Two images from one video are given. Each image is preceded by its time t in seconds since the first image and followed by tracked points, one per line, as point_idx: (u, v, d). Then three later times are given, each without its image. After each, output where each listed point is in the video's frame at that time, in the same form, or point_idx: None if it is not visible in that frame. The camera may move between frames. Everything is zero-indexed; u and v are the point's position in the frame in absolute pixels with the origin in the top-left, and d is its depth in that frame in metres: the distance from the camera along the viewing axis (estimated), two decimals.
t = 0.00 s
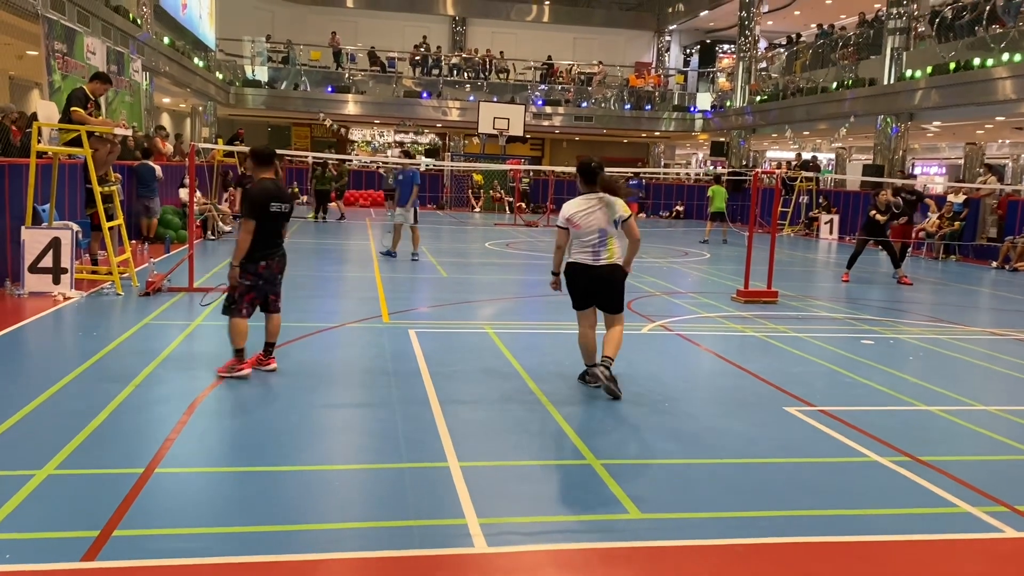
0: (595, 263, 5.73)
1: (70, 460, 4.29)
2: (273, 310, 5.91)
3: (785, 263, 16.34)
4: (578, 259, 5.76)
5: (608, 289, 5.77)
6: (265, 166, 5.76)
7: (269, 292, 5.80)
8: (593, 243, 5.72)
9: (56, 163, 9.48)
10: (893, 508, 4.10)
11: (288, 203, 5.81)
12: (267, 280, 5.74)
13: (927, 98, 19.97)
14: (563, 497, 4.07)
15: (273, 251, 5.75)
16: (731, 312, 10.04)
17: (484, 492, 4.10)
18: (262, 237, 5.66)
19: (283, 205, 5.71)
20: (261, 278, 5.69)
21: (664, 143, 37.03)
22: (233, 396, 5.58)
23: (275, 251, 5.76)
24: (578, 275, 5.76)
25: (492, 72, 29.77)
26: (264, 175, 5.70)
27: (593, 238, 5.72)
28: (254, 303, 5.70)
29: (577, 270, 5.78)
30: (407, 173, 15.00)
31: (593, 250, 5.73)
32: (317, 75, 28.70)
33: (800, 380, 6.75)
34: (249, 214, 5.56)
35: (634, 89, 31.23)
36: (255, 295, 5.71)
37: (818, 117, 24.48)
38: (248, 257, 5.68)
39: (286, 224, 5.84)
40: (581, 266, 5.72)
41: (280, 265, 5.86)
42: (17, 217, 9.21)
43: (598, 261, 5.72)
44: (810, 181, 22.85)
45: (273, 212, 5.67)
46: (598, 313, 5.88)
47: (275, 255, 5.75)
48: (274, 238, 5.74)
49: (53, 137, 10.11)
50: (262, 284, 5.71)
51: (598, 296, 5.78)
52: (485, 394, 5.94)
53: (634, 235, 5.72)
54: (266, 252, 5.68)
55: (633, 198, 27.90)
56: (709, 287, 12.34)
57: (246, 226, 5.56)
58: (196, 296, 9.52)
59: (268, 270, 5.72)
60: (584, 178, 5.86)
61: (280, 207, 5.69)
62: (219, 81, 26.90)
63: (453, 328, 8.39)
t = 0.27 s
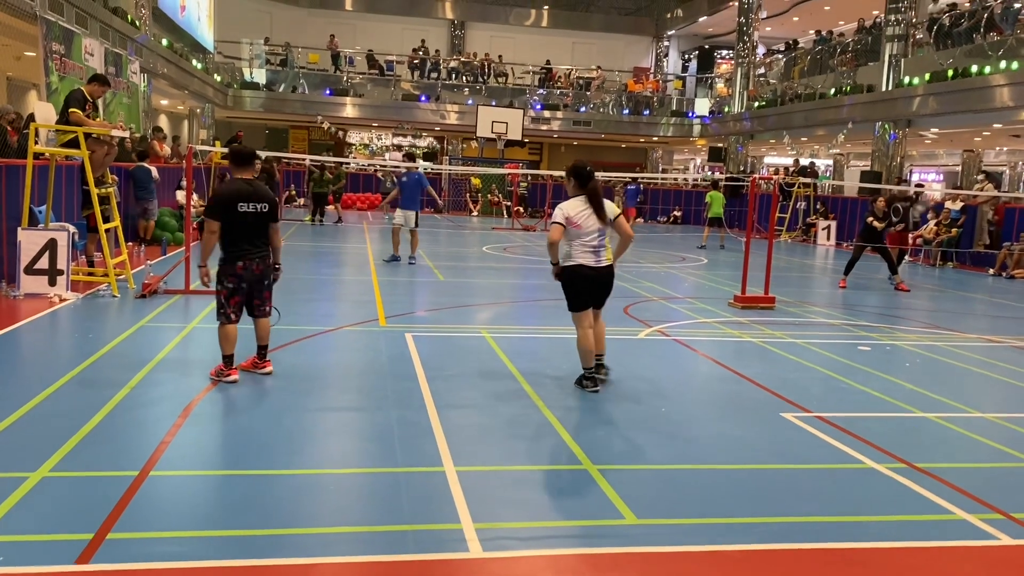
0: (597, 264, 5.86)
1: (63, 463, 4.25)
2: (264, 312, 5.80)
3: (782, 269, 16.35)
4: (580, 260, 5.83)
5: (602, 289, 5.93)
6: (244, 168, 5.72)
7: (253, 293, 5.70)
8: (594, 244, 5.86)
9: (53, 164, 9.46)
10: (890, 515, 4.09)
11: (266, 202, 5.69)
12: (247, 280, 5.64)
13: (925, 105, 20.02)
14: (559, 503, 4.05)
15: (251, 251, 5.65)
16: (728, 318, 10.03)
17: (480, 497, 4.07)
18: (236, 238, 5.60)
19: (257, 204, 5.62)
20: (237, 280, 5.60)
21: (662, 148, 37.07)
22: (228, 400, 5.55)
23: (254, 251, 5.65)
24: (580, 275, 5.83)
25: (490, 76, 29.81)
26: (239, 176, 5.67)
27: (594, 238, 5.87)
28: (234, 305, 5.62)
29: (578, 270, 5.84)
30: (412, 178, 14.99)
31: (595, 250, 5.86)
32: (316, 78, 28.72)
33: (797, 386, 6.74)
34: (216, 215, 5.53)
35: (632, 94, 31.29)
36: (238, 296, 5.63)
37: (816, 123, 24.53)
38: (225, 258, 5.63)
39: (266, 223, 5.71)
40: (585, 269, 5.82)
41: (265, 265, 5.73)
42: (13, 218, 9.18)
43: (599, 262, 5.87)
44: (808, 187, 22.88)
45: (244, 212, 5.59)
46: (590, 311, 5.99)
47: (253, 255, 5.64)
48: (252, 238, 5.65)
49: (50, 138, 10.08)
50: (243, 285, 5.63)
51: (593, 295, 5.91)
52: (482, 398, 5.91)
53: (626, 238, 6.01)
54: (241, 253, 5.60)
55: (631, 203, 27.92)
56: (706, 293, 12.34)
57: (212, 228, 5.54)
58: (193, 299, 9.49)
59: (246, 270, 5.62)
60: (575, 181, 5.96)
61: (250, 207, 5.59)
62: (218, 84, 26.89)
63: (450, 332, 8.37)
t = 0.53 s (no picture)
0: (592, 267, 6.07)
1: (61, 464, 4.24)
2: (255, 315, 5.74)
3: (780, 274, 16.38)
4: (580, 264, 6.00)
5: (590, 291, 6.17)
6: (232, 171, 5.73)
7: (240, 295, 5.66)
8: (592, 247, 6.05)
9: (52, 166, 9.44)
10: (887, 521, 4.08)
11: (248, 203, 5.65)
12: (231, 283, 5.61)
13: (923, 111, 20.07)
14: (556, 507, 4.04)
15: (234, 254, 5.63)
16: (726, 323, 10.04)
17: (477, 501, 4.07)
18: (218, 241, 5.61)
19: (237, 205, 5.61)
20: (220, 283, 5.59)
21: (661, 153, 37.12)
22: (226, 402, 5.54)
23: (237, 253, 5.62)
24: (580, 279, 6.01)
25: (489, 80, 29.80)
26: (224, 178, 5.68)
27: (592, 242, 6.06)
28: (220, 309, 5.61)
29: (578, 273, 6.00)
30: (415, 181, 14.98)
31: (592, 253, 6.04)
32: (315, 81, 28.74)
33: (794, 391, 6.74)
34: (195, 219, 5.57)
35: (631, 99, 31.35)
36: (224, 298, 5.61)
37: (814, 128, 24.57)
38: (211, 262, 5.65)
39: (249, 225, 5.66)
40: (586, 272, 6.00)
41: (252, 267, 5.67)
42: (11, 218, 9.17)
43: (594, 266, 6.08)
44: (806, 193, 22.91)
45: (224, 214, 5.58)
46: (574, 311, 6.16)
47: (235, 258, 5.61)
48: (234, 241, 5.62)
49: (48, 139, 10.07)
50: (228, 288, 5.61)
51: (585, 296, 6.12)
52: (480, 401, 5.91)
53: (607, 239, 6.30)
54: (223, 255, 5.59)
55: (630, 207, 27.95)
56: (705, 297, 12.36)
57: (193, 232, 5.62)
58: (190, 301, 9.49)
59: (229, 273, 5.60)
60: (572, 183, 6.01)
61: (228, 208, 5.58)
62: (217, 85, 26.90)
63: (448, 335, 8.37)
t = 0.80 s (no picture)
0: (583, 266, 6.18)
1: (60, 465, 4.24)
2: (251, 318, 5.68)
3: (780, 278, 16.38)
4: (578, 262, 6.10)
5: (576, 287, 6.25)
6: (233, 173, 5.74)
7: (234, 298, 5.62)
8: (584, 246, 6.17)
9: (52, 166, 9.44)
10: (885, 525, 4.08)
11: (240, 205, 5.62)
12: (222, 286, 5.58)
13: (923, 116, 20.12)
14: (555, 510, 4.04)
15: (227, 256, 5.60)
16: (726, 327, 10.04)
17: (476, 503, 4.06)
18: (211, 243, 5.61)
19: (229, 208, 5.59)
20: (212, 285, 5.58)
21: (661, 156, 37.14)
22: (226, 403, 5.54)
23: (229, 255, 5.59)
24: (574, 277, 6.09)
25: (490, 83, 29.72)
26: (223, 180, 5.69)
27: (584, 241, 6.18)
28: (215, 312, 5.60)
29: (576, 272, 6.09)
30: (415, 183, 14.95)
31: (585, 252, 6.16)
32: (316, 82, 28.73)
33: (794, 395, 6.75)
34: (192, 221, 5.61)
35: (632, 102, 31.36)
36: (218, 300, 5.60)
37: (814, 133, 24.59)
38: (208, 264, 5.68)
39: (241, 227, 5.61)
40: (583, 272, 6.12)
41: (244, 269, 5.62)
42: (11, 219, 9.17)
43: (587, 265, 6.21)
44: (806, 197, 22.93)
45: (216, 216, 5.58)
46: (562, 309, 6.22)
47: (225, 260, 5.58)
48: (226, 243, 5.59)
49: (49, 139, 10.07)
50: (221, 289, 5.59)
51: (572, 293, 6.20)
52: (479, 404, 5.92)
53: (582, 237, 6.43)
54: (215, 257, 5.59)
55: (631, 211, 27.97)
56: (704, 301, 12.37)
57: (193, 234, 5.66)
58: (190, 302, 9.49)
59: (220, 275, 5.57)
60: (566, 184, 6.12)
61: (219, 210, 5.57)
62: (218, 87, 26.92)
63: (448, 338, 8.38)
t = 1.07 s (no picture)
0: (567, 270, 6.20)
1: (59, 465, 4.24)
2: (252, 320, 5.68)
3: (780, 282, 16.37)
4: (562, 266, 6.11)
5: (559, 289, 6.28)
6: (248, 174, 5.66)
7: (238, 301, 5.65)
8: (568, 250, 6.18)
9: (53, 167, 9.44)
10: (885, 530, 4.07)
11: (248, 209, 5.54)
12: (226, 287, 5.61)
13: (924, 120, 20.10)
14: (554, 513, 4.03)
15: (232, 258, 5.59)
16: (726, 330, 10.03)
17: (475, 505, 4.06)
18: (220, 245, 5.61)
19: (237, 211, 5.54)
20: (217, 285, 5.61)
21: (662, 159, 37.16)
22: (225, 405, 5.53)
23: (233, 257, 5.58)
24: (560, 283, 6.11)
25: (491, 85, 29.71)
26: (236, 181, 5.64)
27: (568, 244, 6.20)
28: (219, 313, 5.65)
29: (562, 277, 6.12)
30: (416, 184, 14.88)
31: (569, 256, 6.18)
32: (317, 84, 28.74)
33: (794, 399, 6.73)
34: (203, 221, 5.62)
35: (633, 105, 31.37)
36: (225, 301, 5.63)
37: (815, 136, 24.59)
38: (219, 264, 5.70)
39: (247, 231, 5.57)
40: (567, 274, 6.13)
41: (247, 272, 5.60)
42: (12, 219, 9.16)
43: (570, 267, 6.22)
44: (807, 200, 22.93)
45: (223, 218, 5.55)
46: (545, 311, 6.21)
47: (229, 262, 5.58)
48: (231, 245, 5.57)
49: (50, 140, 10.07)
50: (226, 291, 5.62)
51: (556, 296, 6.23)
52: (479, 406, 5.91)
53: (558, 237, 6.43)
54: (220, 259, 5.60)
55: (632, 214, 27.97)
56: (704, 304, 12.38)
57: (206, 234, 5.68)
58: (191, 303, 9.48)
59: (223, 277, 5.59)
60: (553, 187, 6.07)
61: (227, 213, 5.53)
62: (219, 88, 26.96)
63: (448, 340, 8.37)
